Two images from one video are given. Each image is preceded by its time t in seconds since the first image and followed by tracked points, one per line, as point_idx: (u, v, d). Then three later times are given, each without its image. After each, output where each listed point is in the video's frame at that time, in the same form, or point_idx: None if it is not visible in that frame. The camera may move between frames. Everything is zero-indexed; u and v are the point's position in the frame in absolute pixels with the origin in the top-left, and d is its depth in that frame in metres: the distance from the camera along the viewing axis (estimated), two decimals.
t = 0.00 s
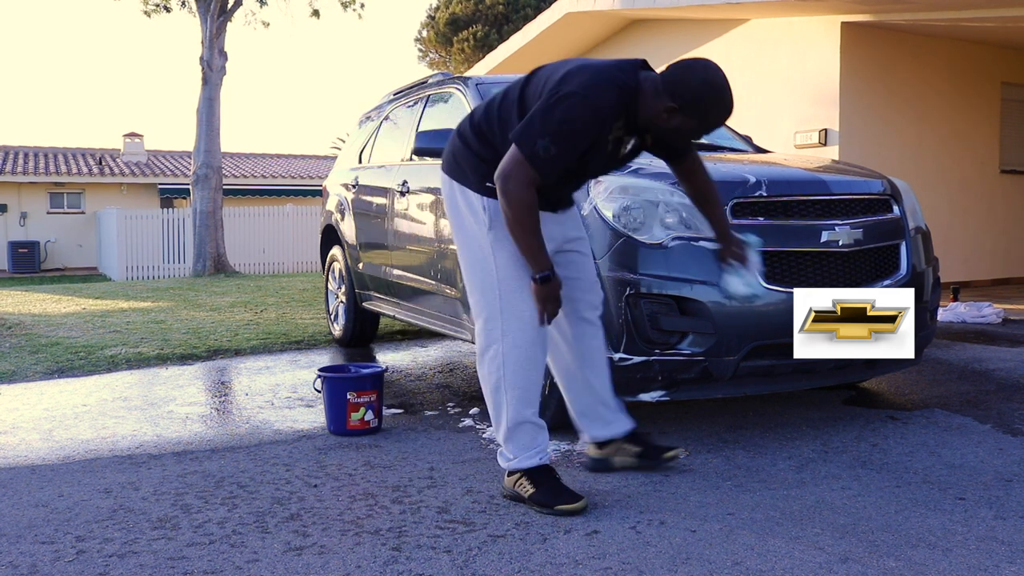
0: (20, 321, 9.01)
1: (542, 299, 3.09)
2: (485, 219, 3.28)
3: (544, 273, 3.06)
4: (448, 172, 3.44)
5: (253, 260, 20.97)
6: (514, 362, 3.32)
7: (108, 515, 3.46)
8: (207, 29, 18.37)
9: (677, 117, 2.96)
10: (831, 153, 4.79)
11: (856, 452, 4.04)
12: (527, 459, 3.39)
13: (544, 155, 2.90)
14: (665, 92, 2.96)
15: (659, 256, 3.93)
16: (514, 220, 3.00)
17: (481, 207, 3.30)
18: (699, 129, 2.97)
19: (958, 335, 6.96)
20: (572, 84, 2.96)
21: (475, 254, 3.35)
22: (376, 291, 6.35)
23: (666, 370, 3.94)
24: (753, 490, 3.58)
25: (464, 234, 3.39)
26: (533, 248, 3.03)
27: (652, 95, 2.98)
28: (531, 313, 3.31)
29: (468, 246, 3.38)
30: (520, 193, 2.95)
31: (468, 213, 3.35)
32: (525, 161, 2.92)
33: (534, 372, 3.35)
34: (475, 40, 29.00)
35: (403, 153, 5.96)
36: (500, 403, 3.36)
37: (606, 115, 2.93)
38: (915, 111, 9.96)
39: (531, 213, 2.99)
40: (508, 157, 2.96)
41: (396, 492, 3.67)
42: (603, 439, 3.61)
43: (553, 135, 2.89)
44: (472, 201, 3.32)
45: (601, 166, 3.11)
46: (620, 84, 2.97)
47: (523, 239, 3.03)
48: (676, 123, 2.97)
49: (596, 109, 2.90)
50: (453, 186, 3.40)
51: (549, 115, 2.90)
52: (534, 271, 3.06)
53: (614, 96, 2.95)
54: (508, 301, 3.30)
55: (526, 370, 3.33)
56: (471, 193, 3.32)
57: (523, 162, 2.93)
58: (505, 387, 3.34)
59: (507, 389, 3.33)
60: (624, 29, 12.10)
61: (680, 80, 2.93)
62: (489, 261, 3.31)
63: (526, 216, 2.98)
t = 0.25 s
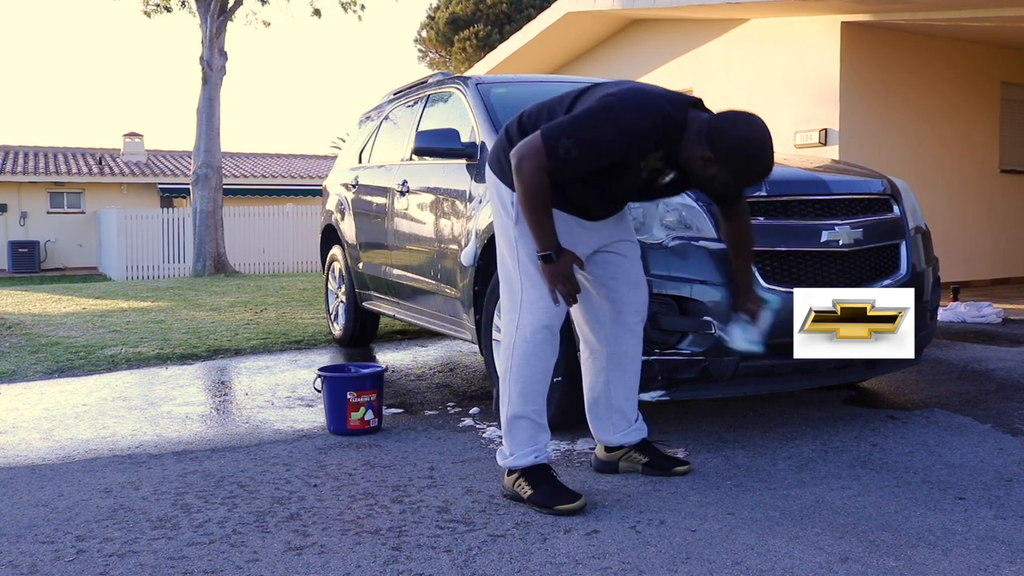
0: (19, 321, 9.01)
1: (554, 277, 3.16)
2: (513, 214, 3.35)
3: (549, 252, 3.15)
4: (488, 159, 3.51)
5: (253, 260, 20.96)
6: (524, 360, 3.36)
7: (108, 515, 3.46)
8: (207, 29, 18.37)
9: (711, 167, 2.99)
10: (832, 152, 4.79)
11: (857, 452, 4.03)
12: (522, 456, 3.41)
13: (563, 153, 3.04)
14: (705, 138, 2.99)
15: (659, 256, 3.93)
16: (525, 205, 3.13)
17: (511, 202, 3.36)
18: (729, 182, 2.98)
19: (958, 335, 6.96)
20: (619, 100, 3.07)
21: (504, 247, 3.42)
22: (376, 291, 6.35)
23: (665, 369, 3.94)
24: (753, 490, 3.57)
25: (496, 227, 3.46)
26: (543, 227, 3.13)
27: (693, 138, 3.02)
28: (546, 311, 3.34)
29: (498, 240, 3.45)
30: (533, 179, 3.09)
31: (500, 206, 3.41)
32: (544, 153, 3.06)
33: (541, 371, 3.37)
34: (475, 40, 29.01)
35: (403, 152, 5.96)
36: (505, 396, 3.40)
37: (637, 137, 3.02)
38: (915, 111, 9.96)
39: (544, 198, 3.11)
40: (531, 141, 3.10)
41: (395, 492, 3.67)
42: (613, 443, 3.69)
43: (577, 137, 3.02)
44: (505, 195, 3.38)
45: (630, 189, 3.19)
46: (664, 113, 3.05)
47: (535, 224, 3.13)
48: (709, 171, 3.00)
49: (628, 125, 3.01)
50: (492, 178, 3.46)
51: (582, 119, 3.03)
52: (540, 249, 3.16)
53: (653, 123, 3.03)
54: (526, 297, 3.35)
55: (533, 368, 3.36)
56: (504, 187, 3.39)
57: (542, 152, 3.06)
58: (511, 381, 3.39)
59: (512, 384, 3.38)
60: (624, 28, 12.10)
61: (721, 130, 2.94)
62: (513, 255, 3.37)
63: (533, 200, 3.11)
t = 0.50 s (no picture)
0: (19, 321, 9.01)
1: (564, 283, 3.19)
2: (527, 214, 3.35)
3: (560, 256, 3.17)
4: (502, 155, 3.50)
5: (253, 260, 20.96)
6: (531, 360, 3.36)
7: (108, 515, 3.46)
8: (207, 29, 18.36)
9: (722, 222, 3.06)
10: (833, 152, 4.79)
11: (856, 452, 4.03)
12: (525, 456, 3.41)
13: (587, 169, 3.05)
14: (723, 192, 3.04)
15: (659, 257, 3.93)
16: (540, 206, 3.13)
17: (525, 202, 3.36)
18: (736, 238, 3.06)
19: (958, 335, 6.96)
20: (651, 132, 3.09)
21: (515, 246, 3.42)
22: (376, 291, 6.36)
23: (666, 369, 3.94)
24: (753, 490, 3.57)
25: (508, 225, 3.46)
26: (556, 233, 3.15)
27: (712, 188, 3.07)
28: (555, 312, 3.33)
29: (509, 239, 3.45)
30: (552, 184, 3.08)
31: (513, 205, 3.41)
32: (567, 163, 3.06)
33: (548, 371, 3.38)
34: (475, 40, 29.01)
35: (403, 153, 5.96)
36: (511, 395, 3.40)
37: (659, 174, 3.06)
38: (915, 111, 9.96)
39: (561, 204, 3.12)
40: (559, 147, 3.09)
41: (396, 492, 3.67)
42: (614, 442, 3.70)
43: (604, 157, 3.03)
44: (518, 193, 3.38)
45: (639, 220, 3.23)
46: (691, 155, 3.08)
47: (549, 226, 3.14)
48: (719, 225, 3.07)
49: (655, 158, 3.04)
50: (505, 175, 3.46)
51: (612, 142, 3.05)
52: (551, 253, 3.18)
53: (679, 162, 3.06)
54: (535, 297, 3.35)
55: (539, 369, 3.36)
56: (517, 186, 3.38)
57: (566, 162, 3.06)
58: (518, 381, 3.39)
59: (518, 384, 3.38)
60: (624, 29, 12.10)
61: (742, 189, 3.00)
62: (523, 255, 3.38)
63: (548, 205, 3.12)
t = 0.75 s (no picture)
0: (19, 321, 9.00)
1: (565, 282, 3.21)
2: (530, 213, 3.35)
3: (562, 255, 3.18)
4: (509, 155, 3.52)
5: (253, 259, 20.95)
6: (530, 360, 3.36)
7: (108, 515, 3.46)
8: (207, 29, 18.37)
9: (727, 227, 3.05)
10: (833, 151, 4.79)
11: (856, 452, 4.03)
12: (521, 456, 3.41)
13: (596, 166, 3.11)
14: (730, 196, 3.05)
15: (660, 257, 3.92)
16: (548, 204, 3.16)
17: (528, 201, 3.35)
18: (742, 244, 3.04)
19: (958, 335, 6.96)
20: (662, 136, 3.16)
21: (517, 245, 3.42)
22: (376, 291, 6.36)
23: (666, 369, 3.94)
24: (753, 490, 3.57)
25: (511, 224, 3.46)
26: (559, 232, 3.15)
27: (719, 193, 3.08)
28: (555, 312, 3.33)
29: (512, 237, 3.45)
30: (561, 181, 3.12)
31: (516, 204, 3.41)
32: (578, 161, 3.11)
33: (547, 371, 3.38)
34: (475, 40, 29.00)
35: (403, 152, 5.96)
36: (509, 395, 3.41)
37: (666, 176, 3.10)
38: (915, 111, 9.96)
39: (568, 203, 3.14)
40: (570, 145, 3.15)
41: (396, 491, 3.67)
42: (614, 442, 3.71)
43: (614, 156, 3.10)
44: (521, 192, 3.38)
45: (646, 227, 3.23)
46: (700, 158, 3.12)
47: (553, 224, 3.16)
48: (726, 230, 3.06)
49: (663, 158, 3.10)
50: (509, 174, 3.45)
51: (622, 142, 3.12)
52: (552, 251, 3.19)
53: (687, 165, 3.10)
54: (535, 297, 3.35)
55: (538, 369, 3.36)
56: (521, 184, 3.38)
57: (576, 159, 3.11)
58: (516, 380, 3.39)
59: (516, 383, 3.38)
60: (624, 28, 12.10)
61: (749, 194, 3.01)
62: (525, 254, 3.38)
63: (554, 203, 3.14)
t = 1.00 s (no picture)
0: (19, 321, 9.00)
1: (565, 283, 3.22)
2: (530, 214, 3.35)
3: (562, 255, 3.19)
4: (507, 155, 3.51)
5: (253, 259, 20.95)
6: (528, 360, 3.36)
7: (108, 515, 3.46)
8: (207, 29, 18.36)
9: (727, 237, 3.16)
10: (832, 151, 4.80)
11: (856, 452, 4.03)
12: (521, 456, 3.41)
13: (598, 171, 3.07)
14: (730, 206, 3.14)
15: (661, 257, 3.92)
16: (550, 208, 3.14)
17: (528, 201, 3.36)
18: (741, 251, 3.17)
19: (958, 335, 6.95)
20: (665, 141, 3.14)
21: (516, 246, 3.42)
22: (376, 291, 6.36)
23: (666, 369, 3.94)
24: (753, 490, 3.57)
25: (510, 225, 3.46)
26: (558, 232, 3.15)
27: (719, 201, 3.15)
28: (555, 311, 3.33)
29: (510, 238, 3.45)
30: (565, 186, 3.09)
31: (516, 204, 3.40)
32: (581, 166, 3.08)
33: (547, 372, 3.37)
34: (476, 39, 29.01)
35: (403, 152, 5.96)
36: (509, 395, 3.40)
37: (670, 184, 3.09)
38: (915, 111, 9.95)
39: (570, 207, 3.12)
40: (573, 147, 3.11)
41: (396, 492, 3.67)
42: (614, 442, 3.70)
43: (619, 162, 3.06)
44: (521, 193, 3.38)
45: (645, 232, 3.26)
46: (702, 166, 3.13)
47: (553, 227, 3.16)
48: (724, 238, 3.18)
49: (667, 166, 3.08)
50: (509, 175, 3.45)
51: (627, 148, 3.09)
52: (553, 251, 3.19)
53: (690, 172, 3.10)
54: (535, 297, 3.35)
55: (538, 369, 3.36)
56: (520, 185, 3.38)
57: (580, 163, 3.08)
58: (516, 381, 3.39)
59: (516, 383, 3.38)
60: (624, 28, 12.10)
61: (750, 206, 3.11)
62: (525, 254, 3.37)
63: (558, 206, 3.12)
